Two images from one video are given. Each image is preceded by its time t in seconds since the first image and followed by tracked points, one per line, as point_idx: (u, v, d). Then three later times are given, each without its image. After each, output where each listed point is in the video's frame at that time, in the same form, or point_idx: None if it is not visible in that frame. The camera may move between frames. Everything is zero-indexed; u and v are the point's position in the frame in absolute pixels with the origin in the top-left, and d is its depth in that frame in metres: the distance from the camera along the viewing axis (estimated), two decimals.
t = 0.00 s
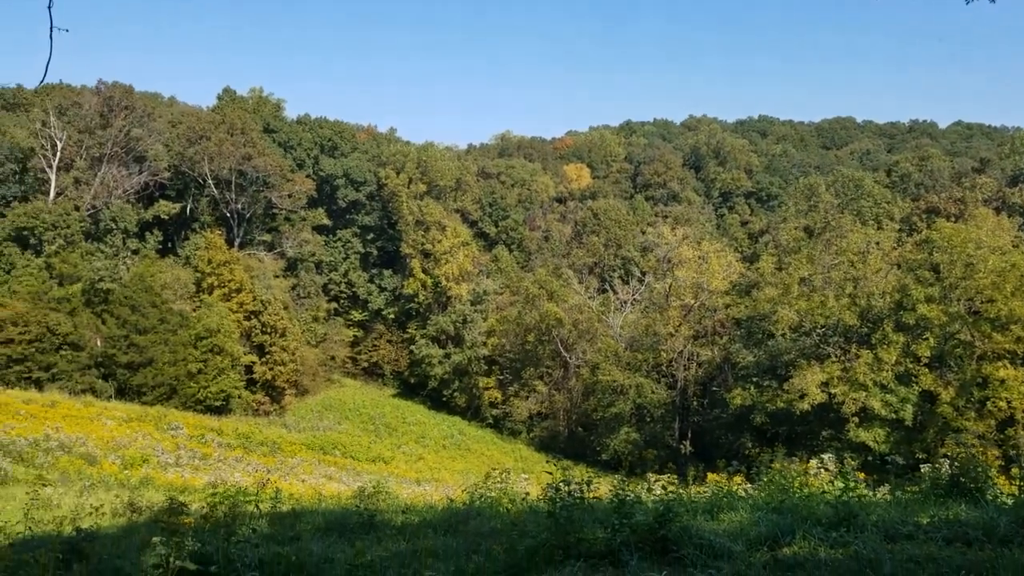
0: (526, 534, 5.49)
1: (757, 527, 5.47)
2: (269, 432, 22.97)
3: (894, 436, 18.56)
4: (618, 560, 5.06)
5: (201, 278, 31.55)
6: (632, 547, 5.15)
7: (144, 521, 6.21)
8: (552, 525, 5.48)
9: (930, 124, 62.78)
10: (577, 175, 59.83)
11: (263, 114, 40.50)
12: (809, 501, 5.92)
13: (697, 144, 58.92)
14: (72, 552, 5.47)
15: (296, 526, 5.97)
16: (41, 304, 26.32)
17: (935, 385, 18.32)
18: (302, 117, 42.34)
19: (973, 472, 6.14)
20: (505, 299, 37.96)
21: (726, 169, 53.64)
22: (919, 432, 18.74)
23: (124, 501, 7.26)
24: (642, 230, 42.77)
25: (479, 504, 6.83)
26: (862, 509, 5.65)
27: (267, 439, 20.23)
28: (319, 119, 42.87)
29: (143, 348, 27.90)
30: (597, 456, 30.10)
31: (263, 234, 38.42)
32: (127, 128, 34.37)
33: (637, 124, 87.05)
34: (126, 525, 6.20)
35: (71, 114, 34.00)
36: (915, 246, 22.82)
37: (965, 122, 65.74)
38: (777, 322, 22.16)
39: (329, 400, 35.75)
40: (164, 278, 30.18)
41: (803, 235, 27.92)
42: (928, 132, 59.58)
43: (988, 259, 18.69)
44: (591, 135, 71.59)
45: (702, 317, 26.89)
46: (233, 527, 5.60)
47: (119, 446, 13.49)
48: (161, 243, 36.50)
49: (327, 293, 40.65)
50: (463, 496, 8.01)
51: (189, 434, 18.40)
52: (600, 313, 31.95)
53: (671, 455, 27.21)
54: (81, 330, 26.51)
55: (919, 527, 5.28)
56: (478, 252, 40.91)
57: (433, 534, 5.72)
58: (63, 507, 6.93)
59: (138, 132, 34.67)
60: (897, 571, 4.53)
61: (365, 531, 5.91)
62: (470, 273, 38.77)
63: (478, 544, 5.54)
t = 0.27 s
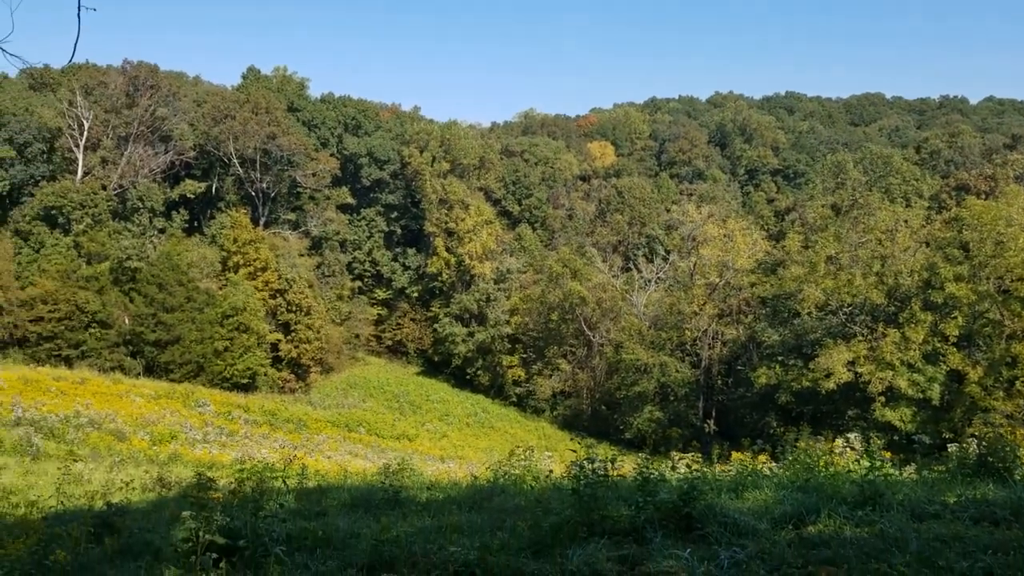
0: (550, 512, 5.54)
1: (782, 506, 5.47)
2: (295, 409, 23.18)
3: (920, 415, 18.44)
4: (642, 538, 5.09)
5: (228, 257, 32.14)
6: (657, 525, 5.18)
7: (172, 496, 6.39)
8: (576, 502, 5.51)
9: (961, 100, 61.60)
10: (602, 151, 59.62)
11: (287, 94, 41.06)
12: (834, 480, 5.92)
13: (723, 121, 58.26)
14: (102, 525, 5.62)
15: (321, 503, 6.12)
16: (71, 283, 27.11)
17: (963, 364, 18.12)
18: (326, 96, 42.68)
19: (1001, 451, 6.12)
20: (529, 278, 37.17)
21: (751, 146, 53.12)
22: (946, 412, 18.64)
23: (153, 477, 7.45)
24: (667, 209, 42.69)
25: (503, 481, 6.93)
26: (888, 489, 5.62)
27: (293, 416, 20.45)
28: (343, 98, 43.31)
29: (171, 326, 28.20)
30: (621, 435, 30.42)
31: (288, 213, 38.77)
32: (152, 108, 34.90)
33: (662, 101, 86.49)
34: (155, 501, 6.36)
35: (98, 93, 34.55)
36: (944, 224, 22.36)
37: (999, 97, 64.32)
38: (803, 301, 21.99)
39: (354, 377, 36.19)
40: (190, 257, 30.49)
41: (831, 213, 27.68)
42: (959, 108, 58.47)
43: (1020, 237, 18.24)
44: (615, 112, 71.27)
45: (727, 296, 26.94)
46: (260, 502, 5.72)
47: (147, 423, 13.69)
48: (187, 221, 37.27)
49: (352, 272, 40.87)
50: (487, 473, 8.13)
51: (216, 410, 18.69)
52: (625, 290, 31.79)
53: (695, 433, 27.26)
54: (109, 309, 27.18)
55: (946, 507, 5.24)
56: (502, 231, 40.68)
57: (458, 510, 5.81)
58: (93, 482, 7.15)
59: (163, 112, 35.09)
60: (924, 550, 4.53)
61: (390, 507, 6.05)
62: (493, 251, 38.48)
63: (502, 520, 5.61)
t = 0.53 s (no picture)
0: (572, 509, 5.55)
1: (806, 503, 5.44)
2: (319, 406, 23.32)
3: (947, 412, 18.30)
4: (666, 535, 5.08)
5: (251, 256, 32.28)
6: (680, 522, 5.16)
7: (198, 493, 6.46)
8: (599, 499, 5.50)
9: (988, 93, 60.62)
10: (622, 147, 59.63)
11: (308, 93, 41.17)
12: (859, 477, 5.88)
13: (745, 116, 57.75)
14: (129, 521, 5.67)
15: (345, 499, 6.16)
16: (96, 282, 27.56)
17: (989, 361, 17.94)
18: (347, 95, 43.00)
19: None
20: (548, 275, 37.62)
21: (774, 142, 52.67)
22: (973, 409, 18.44)
23: (178, 474, 7.54)
24: (688, 205, 42.44)
25: (525, 478, 6.93)
26: (914, 486, 5.58)
27: (315, 413, 20.58)
28: (364, 97, 43.61)
29: (195, 324, 28.41)
30: (643, 432, 30.48)
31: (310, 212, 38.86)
32: (175, 108, 35.23)
33: (683, 96, 86.03)
34: (179, 498, 6.43)
35: (122, 94, 34.94)
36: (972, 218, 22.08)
37: None
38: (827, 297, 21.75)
39: (376, 375, 36.44)
40: (214, 256, 30.54)
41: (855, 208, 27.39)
42: (985, 102, 57.58)
43: None
44: (636, 109, 71.08)
45: (750, 292, 26.89)
46: (284, 499, 5.76)
47: (171, 420, 13.78)
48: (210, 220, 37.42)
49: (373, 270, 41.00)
50: (509, 470, 8.14)
51: (240, 407, 18.87)
52: (646, 289, 31.95)
53: (718, 430, 27.26)
54: (134, 307, 27.49)
55: (973, 504, 5.20)
56: (523, 228, 40.69)
57: (480, 507, 5.83)
58: (118, 479, 7.26)
59: (186, 112, 35.32)
60: (951, 547, 4.49)
61: (413, 504, 6.08)
62: (514, 248, 38.37)
63: (525, 517, 5.62)
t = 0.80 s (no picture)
0: (595, 511, 5.55)
1: (832, 507, 5.41)
2: (342, 408, 23.40)
3: (974, 416, 18.14)
4: (689, 538, 5.06)
5: (274, 257, 32.60)
6: (704, 525, 5.15)
7: (223, 493, 6.53)
8: (622, 501, 5.50)
9: (1017, 93, 59.64)
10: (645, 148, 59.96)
11: (331, 95, 41.38)
12: (885, 481, 5.84)
13: (769, 117, 57.13)
14: (154, 521, 5.72)
15: (368, 500, 6.19)
16: (122, 283, 27.95)
17: (1018, 364, 17.73)
18: (370, 97, 43.24)
19: None
20: (570, 277, 37.79)
21: (798, 142, 52.23)
22: (1000, 413, 18.29)
23: (203, 474, 7.65)
24: (712, 206, 42.23)
25: (547, 480, 6.95)
26: (941, 490, 5.52)
27: (339, 415, 20.65)
28: (386, 99, 43.65)
29: (218, 326, 28.70)
30: (666, 435, 30.46)
31: (332, 214, 39.13)
32: (200, 111, 35.23)
33: (707, 97, 85.61)
34: (204, 498, 6.48)
35: (146, 97, 34.66)
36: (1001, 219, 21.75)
37: None
38: (851, 300, 21.70)
39: (399, 376, 36.58)
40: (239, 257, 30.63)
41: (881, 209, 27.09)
42: (1014, 101, 56.64)
43: None
44: (659, 110, 70.91)
45: (774, 294, 26.42)
46: (307, 499, 5.79)
47: (196, 421, 13.90)
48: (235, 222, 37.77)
49: (395, 272, 41.15)
50: (531, 472, 8.14)
51: (264, 408, 19.00)
52: (668, 291, 32.05)
53: (741, 433, 27.31)
54: (160, 309, 27.82)
55: (1002, 509, 5.13)
56: (544, 230, 40.71)
57: (503, 508, 5.85)
58: (145, 478, 7.37)
59: (210, 116, 35.36)
60: (979, 551, 4.43)
61: (435, 505, 6.10)
62: (536, 250, 38.42)
63: (548, 519, 5.63)
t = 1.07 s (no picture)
0: (614, 512, 5.54)
1: (852, 508, 5.38)
2: (358, 408, 23.41)
3: (996, 417, 17.97)
4: (708, 538, 5.06)
5: (291, 257, 32.96)
6: (723, 526, 5.15)
7: (244, 492, 6.60)
8: (640, 502, 5.50)
9: None
10: (662, 149, 60.31)
11: (348, 96, 41.97)
12: (905, 482, 5.80)
13: (787, 115, 56.98)
14: (174, 520, 5.77)
15: (385, 499, 6.21)
16: (141, 284, 28.24)
17: None
18: (387, 98, 43.51)
19: None
20: (588, 277, 37.73)
21: (817, 141, 51.95)
22: None
23: (222, 473, 7.75)
24: (730, 205, 42.11)
25: (565, 480, 6.95)
26: (963, 491, 5.49)
27: (356, 415, 20.70)
28: (403, 99, 43.93)
29: (237, 326, 29.10)
30: (684, 436, 30.40)
31: (350, 214, 39.68)
32: (219, 113, 35.24)
33: (724, 96, 85.36)
34: (223, 498, 6.52)
35: (166, 99, 34.75)
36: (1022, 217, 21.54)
37: None
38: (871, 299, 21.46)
39: (416, 376, 36.62)
40: (256, 257, 30.90)
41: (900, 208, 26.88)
42: None
43: None
44: (676, 109, 70.83)
45: (794, 294, 26.16)
46: (325, 498, 5.83)
47: (215, 421, 14.00)
48: (253, 223, 37.94)
49: (412, 272, 41.17)
50: (548, 473, 8.15)
51: (283, 408, 19.11)
52: (686, 291, 32.08)
53: (760, 434, 27.07)
54: (179, 309, 28.30)
55: None
56: (560, 229, 40.77)
57: (521, 508, 5.86)
58: (165, 477, 7.46)
59: (228, 117, 35.43)
60: (1002, 553, 4.38)
61: (453, 505, 6.13)
62: (553, 250, 38.40)
63: (566, 519, 5.63)
